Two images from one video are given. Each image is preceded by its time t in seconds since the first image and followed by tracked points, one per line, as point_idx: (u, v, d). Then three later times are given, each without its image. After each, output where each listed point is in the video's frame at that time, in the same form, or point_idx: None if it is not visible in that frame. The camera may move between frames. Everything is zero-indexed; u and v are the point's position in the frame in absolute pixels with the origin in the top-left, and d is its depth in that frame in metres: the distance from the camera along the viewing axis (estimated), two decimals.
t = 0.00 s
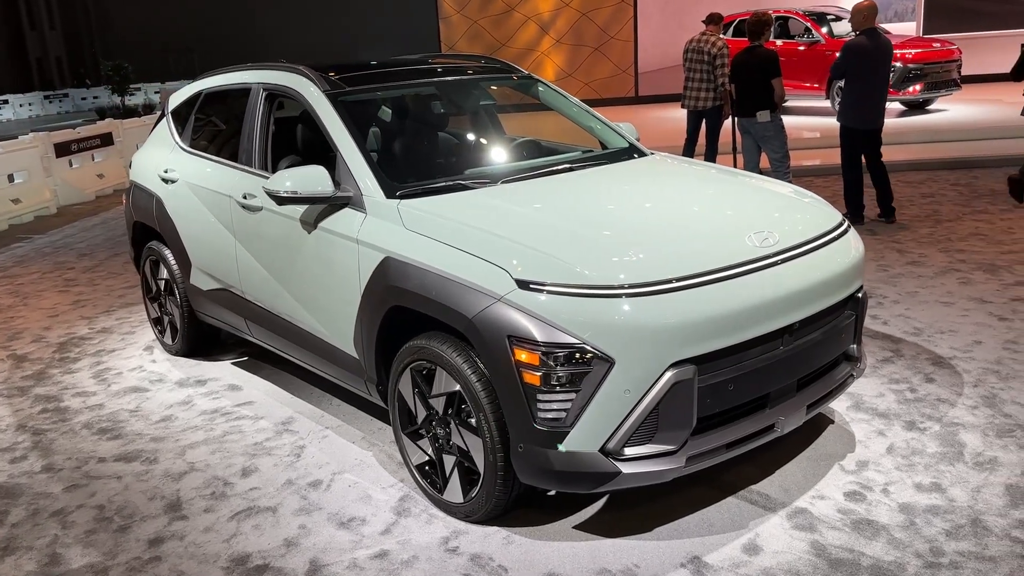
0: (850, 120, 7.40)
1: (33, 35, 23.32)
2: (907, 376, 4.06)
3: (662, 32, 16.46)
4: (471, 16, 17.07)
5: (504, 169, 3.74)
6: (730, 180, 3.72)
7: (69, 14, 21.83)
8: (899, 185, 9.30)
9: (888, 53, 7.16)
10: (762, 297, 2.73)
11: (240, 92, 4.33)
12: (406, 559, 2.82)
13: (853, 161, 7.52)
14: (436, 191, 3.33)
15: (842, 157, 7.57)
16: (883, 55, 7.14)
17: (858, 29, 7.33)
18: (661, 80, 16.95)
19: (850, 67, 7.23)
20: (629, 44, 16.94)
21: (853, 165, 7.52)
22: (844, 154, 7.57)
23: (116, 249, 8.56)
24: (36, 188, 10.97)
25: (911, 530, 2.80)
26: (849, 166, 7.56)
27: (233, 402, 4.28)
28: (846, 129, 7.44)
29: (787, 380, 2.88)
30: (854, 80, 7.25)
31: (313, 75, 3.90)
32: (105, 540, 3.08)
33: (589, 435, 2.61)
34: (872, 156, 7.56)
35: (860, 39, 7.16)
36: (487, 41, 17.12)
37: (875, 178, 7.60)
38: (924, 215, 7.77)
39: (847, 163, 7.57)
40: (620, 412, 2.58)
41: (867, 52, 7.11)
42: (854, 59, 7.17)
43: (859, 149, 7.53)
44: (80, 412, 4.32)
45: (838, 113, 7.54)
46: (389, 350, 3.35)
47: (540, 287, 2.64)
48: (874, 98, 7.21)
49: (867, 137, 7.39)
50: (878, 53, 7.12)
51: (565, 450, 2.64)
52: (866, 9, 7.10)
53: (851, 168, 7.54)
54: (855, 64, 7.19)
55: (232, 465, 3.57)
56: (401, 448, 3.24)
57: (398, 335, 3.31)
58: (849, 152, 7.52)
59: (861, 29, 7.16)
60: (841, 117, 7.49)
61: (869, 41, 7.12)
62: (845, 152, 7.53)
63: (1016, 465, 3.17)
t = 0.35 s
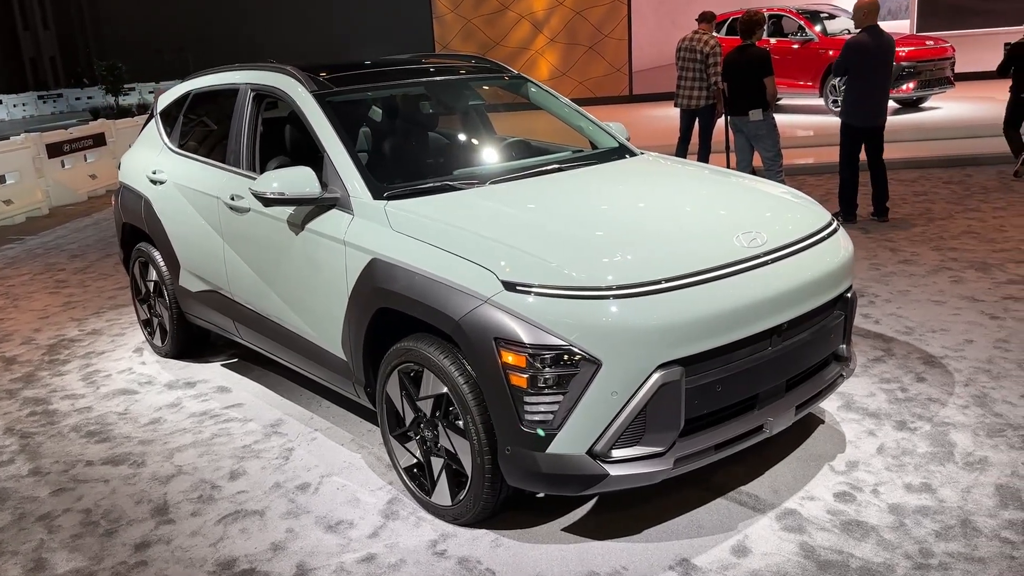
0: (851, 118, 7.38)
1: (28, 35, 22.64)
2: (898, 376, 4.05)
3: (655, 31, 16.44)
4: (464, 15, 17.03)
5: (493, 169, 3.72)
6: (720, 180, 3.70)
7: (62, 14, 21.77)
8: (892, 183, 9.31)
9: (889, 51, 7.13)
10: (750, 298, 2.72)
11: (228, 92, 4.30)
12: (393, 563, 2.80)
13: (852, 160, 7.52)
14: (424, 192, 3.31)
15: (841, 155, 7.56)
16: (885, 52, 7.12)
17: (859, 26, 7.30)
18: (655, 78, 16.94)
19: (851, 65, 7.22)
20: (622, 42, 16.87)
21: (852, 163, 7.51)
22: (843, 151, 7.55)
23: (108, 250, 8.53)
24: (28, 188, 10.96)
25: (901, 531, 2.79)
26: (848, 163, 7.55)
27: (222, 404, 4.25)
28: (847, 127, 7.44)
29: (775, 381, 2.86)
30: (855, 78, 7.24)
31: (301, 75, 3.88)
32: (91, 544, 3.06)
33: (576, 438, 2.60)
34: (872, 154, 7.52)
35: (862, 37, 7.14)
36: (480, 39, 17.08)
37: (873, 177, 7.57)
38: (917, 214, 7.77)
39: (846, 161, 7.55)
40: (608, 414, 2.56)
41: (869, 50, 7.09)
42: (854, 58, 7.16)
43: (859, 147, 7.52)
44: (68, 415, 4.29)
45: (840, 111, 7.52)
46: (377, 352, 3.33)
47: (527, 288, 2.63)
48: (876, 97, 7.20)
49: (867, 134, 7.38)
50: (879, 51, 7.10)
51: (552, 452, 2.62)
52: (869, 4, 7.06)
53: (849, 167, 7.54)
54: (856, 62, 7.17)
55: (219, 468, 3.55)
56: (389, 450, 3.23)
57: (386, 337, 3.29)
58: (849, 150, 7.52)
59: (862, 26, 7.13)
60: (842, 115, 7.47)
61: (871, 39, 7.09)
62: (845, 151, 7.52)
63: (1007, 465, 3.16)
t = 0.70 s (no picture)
0: (856, 115, 7.34)
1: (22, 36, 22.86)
2: (891, 373, 4.05)
3: (650, 30, 16.42)
4: (459, 14, 17.09)
5: (483, 168, 3.70)
6: (710, 178, 3.69)
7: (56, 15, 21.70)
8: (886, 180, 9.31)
9: (894, 48, 7.15)
10: (739, 296, 2.71)
11: (217, 93, 4.28)
12: (382, 564, 2.79)
13: (851, 157, 7.53)
14: (412, 191, 3.29)
15: (842, 150, 7.56)
16: (889, 49, 7.14)
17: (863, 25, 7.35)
18: (650, 77, 16.92)
19: (856, 61, 7.22)
20: (617, 40, 16.88)
21: (850, 159, 7.53)
22: (845, 147, 7.54)
23: (101, 251, 8.50)
24: (22, 189, 10.93)
25: (892, 530, 2.78)
26: (847, 160, 7.55)
27: (213, 406, 4.24)
28: (851, 123, 7.41)
29: (765, 380, 2.86)
30: (860, 74, 7.24)
31: (289, 75, 3.86)
32: (79, 547, 3.04)
33: (565, 438, 2.58)
34: (872, 150, 7.51)
35: (867, 33, 7.17)
36: (474, 36, 17.12)
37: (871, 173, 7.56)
38: (911, 211, 7.77)
39: (845, 158, 7.56)
40: (596, 414, 2.55)
41: (874, 46, 7.11)
42: (860, 53, 7.16)
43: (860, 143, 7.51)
44: (58, 417, 4.27)
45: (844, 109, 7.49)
46: (367, 353, 3.31)
47: (515, 288, 2.61)
48: (881, 92, 7.18)
49: (870, 130, 7.34)
50: (883, 47, 7.12)
51: (542, 452, 2.61)
52: None
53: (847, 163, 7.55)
54: (862, 57, 7.18)
55: (209, 470, 3.53)
56: (378, 451, 3.21)
57: (375, 338, 3.27)
58: (850, 148, 7.51)
59: (867, 23, 7.15)
60: (847, 112, 7.44)
61: (876, 34, 7.12)
62: (846, 148, 7.52)
63: (998, 463, 3.15)
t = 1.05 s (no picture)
0: (855, 111, 7.34)
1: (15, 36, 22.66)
2: (887, 370, 4.05)
3: (644, 28, 16.41)
4: (454, 14, 17.03)
5: (478, 168, 3.69)
6: (706, 176, 3.69)
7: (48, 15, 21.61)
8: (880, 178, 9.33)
9: (893, 45, 7.17)
10: (735, 295, 2.71)
11: (211, 93, 4.27)
12: (380, 565, 2.79)
13: (847, 155, 7.54)
14: (408, 191, 3.28)
15: (837, 147, 7.57)
16: (888, 46, 7.16)
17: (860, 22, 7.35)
18: (645, 75, 16.90)
19: (856, 58, 7.21)
20: (612, 39, 16.85)
21: (846, 158, 7.54)
22: (841, 143, 7.51)
23: (95, 252, 8.47)
24: (15, 191, 10.90)
25: (889, 526, 2.78)
26: (843, 157, 7.56)
27: (208, 407, 4.22)
28: (850, 119, 7.39)
29: (762, 378, 2.86)
30: (859, 71, 7.23)
31: (284, 74, 3.85)
32: (75, 550, 3.03)
33: (563, 437, 2.58)
34: (869, 147, 7.53)
35: (866, 30, 7.17)
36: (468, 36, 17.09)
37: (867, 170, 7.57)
38: (906, 208, 7.78)
39: (841, 157, 7.57)
40: (594, 413, 2.55)
41: (874, 43, 7.12)
42: (860, 50, 7.15)
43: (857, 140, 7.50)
44: (54, 419, 4.25)
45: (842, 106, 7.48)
46: (364, 353, 3.30)
47: (511, 287, 2.61)
48: (881, 89, 7.20)
49: (868, 127, 7.36)
50: (883, 44, 7.13)
51: (539, 452, 2.60)
52: None
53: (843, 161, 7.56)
54: (862, 54, 7.17)
55: (206, 471, 3.52)
56: (376, 451, 3.20)
57: (372, 338, 3.26)
58: (848, 145, 7.50)
59: (866, 19, 7.16)
60: (845, 109, 7.43)
61: (875, 32, 7.12)
62: (843, 145, 7.50)
63: (995, 459, 3.16)
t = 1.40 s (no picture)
0: (847, 111, 7.39)
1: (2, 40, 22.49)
2: (893, 369, 4.06)
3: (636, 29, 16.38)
4: (447, 15, 16.97)
5: (485, 168, 3.69)
6: (712, 175, 3.69)
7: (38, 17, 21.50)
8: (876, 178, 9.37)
9: (885, 45, 7.16)
10: (749, 295, 2.71)
11: (214, 94, 4.25)
12: (394, 568, 2.77)
13: (844, 154, 7.58)
14: (417, 192, 3.27)
15: (835, 148, 7.63)
16: (879, 45, 7.15)
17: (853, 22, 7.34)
18: (637, 76, 16.83)
19: (847, 59, 7.24)
20: (604, 40, 16.84)
21: (843, 157, 7.58)
22: (838, 144, 7.58)
23: (90, 256, 8.41)
24: (8, 195, 10.84)
25: (903, 525, 2.78)
26: (841, 157, 7.60)
27: (213, 411, 4.19)
28: (842, 119, 7.45)
29: (775, 377, 2.86)
30: (850, 72, 7.27)
31: (289, 75, 3.83)
32: (83, 556, 3.00)
33: (579, 438, 2.57)
34: (866, 146, 7.56)
35: (857, 31, 7.18)
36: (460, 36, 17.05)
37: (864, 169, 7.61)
38: (903, 208, 7.81)
39: (838, 156, 7.63)
40: (611, 413, 2.54)
41: (864, 44, 7.13)
42: (850, 51, 7.18)
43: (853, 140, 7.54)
44: (56, 424, 4.22)
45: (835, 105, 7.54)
46: (374, 355, 3.28)
47: (526, 288, 2.60)
48: (871, 90, 7.23)
49: (860, 126, 7.41)
50: (874, 45, 7.13)
51: (555, 453, 2.59)
52: None
53: (840, 161, 7.61)
54: (852, 55, 7.20)
55: (213, 476, 3.49)
56: (386, 454, 3.19)
57: (382, 340, 3.25)
58: (844, 144, 7.55)
59: (857, 20, 7.16)
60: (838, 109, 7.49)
61: (866, 32, 7.13)
62: (838, 145, 7.55)
63: (1005, 457, 3.16)
